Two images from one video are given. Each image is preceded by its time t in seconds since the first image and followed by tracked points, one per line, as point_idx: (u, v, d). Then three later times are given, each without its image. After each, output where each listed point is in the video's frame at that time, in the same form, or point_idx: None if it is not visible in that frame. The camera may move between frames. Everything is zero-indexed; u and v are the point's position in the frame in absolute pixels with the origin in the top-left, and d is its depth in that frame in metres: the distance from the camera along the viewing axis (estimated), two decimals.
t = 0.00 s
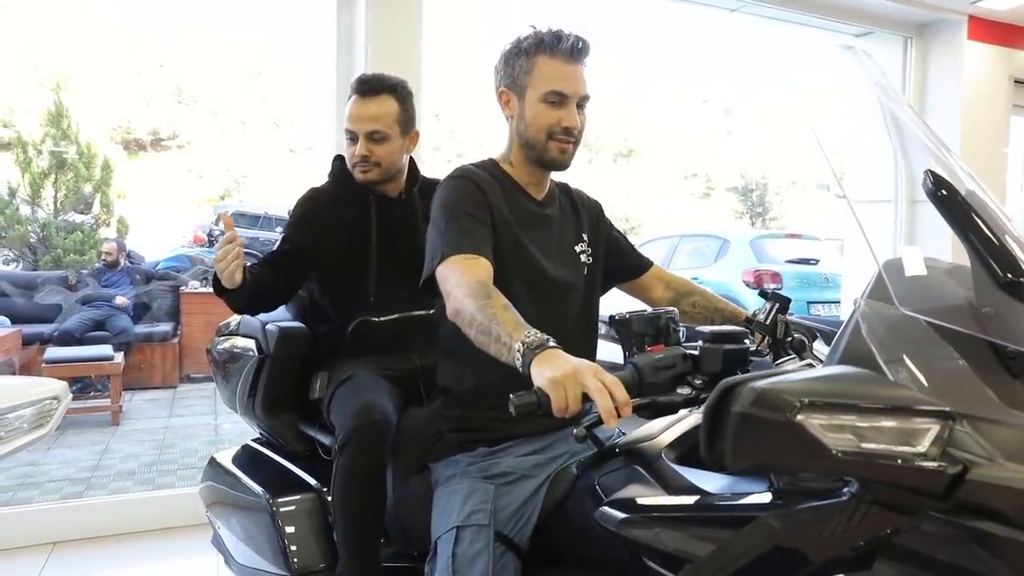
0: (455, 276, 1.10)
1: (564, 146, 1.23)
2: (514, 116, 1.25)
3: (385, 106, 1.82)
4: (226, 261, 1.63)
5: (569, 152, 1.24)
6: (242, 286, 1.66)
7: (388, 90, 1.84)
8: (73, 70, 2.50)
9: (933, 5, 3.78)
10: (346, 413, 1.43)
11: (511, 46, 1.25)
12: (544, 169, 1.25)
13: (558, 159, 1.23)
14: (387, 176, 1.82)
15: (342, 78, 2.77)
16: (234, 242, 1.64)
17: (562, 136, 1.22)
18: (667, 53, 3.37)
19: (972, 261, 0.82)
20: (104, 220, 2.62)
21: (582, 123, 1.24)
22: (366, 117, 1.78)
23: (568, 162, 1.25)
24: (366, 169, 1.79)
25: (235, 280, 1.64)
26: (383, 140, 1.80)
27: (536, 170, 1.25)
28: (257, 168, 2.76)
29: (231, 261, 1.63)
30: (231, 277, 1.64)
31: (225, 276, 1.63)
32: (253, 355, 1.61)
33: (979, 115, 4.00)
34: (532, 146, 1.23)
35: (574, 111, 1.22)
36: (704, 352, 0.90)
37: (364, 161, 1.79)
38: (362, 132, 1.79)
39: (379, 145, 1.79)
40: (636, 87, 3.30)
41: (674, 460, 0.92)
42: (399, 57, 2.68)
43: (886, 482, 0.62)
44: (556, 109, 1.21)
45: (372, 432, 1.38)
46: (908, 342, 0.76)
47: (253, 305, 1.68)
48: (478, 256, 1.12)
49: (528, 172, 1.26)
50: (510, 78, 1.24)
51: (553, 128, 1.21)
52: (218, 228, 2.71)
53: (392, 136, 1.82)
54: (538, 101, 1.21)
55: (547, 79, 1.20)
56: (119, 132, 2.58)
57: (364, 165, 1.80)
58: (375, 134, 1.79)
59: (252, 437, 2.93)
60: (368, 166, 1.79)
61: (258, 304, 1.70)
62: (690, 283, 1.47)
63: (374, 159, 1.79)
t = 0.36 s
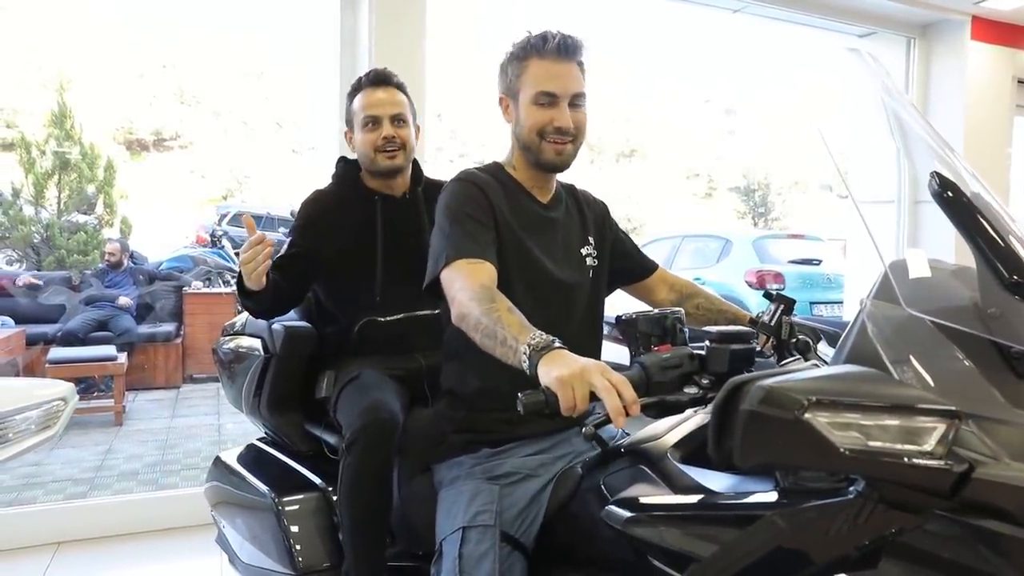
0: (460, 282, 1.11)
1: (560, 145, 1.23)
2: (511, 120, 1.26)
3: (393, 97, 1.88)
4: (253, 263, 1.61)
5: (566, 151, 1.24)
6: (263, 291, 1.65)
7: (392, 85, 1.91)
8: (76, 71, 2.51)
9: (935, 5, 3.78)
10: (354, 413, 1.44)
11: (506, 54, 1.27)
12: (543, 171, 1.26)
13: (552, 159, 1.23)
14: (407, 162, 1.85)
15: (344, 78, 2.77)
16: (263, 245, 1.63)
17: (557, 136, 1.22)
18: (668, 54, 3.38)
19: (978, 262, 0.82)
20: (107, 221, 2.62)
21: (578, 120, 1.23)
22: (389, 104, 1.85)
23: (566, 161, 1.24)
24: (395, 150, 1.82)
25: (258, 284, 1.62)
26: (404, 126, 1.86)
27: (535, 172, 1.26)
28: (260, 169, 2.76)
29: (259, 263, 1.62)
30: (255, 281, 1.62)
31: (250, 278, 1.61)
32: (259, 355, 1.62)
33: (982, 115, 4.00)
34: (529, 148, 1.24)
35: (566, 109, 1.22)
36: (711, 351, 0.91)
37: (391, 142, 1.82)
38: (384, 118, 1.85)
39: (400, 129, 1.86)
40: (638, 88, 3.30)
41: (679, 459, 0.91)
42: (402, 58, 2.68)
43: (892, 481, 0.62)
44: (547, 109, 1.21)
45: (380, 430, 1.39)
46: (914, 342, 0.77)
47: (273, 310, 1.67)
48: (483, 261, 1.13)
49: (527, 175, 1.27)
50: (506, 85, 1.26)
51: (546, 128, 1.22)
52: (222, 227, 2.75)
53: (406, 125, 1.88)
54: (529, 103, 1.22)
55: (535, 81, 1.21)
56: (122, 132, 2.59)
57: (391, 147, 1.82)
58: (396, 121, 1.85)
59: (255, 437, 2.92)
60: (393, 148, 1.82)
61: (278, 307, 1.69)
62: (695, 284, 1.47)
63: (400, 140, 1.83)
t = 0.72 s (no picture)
0: (460, 285, 1.11)
1: (525, 150, 1.23)
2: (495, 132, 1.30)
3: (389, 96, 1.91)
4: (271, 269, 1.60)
5: (532, 155, 1.23)
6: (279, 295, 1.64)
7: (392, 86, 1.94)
8: (76, 71, 2.51)
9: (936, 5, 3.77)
10: (352, 416, 1.44)
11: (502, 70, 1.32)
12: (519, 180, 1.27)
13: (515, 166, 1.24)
14: (405, 158, 1.87)
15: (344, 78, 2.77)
16: (278, 248, 1.62)
17: (519, 142, 1.23)
18: (668, 54, 3.38)
19: (972, 267, 0.82)
20: (107, 221, 2.63)
21: (541, 124, 1.23)
22: (384, 101, 1.88)
23: (534, 165, 1.23)
24: (390, 143, 1.84)
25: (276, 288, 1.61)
26: (402, 121, 1.89)
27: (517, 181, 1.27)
28: (260, 169, 2.77)
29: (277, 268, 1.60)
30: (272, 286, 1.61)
31: (267, 283, 1.60)
32: (257, 357, 1.62)
33: (982, 114, 4.00)
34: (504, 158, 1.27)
35: (525, 115, 1.23)
36: (707, 354, 0.91)
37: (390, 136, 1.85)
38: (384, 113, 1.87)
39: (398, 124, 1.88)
40: (638, 88, 3.30)
41: (676, 462, 0.92)
42: (401, 58, 2.68)
43: (885, 486, 0.63)
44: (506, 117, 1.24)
45: (379, 432, 1.40)
46: (907, 347, 0.77)
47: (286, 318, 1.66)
48: (483, 265, 1.13)
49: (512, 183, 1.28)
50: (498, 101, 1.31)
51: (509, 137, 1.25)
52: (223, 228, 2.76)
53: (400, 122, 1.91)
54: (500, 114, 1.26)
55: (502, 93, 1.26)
56: (122, 133, 2.59)
57: (388, 141, 1.84)
58: (394, 116, 1.88)
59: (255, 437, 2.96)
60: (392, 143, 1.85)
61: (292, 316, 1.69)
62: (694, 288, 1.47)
63: (399, 135, 1.85)
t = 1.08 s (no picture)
0: (461, 282, 1.11)
1: (547, 145, 1.22)
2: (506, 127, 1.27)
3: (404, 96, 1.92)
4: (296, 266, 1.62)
5: (553, 151, 1.22)
6: (300, 296, 1.64)
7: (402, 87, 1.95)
8: (79, 71, 2.51)
9: (937, 6, 3.77)
10: (354, 416, 1.44)
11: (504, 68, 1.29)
12: (536, 176, 1.24)
13: (539, 160, 1.22)
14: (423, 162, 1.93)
15: (346, 79, 2.77)
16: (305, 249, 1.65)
17: (541, 136, 1.21)
18: (670, 54, 3.38)
19: (972, 267, 0.82)
20: (110, 221, 2.63)
21: (564, 119, 1.22)
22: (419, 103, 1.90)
23: (554, 161, 1.22)
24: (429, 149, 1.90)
25: (301, 287, 1.62)
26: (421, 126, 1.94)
27: (532, 178, 1.25)
28: (262, 169, 2.77)
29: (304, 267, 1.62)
30: (296, 285, 1.62)
31: (291, 281, 1.61)
32: (258, 359, 1.63)
33: (984, 115, 3.99)
34: (519, 154, 1.24)
35: (549, 109, 1.21)
36: (707, 355, 0.91)
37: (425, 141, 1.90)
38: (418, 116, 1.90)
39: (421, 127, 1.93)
40: (639, 88, 3.30)
41: (677, 464, 0.92)
42: (402, 59, 2.68)
43: (885, 488, 0.63)
44: (529, 110, 1.21)
45: (380, 432, 1.40)
46: (909, 348, 0.77)
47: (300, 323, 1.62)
48: (485, 262, 1.14)
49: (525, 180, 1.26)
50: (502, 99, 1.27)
51: (531, 130, 1.22)
52: (224, 228, 2.75)
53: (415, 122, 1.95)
54: (517, 109, 1.23)
55: (520, 87, 1.23)
56: (125, 133, 2.60)
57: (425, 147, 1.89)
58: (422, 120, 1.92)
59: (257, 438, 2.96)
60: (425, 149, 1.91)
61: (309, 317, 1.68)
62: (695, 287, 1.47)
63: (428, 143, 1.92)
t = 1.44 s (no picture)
0: (466, 281, 1.11)
1: (555, 145, 1.22)
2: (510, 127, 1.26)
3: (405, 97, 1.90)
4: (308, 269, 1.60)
5: (563, 150, 1.22)
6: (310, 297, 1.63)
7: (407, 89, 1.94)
8: (82, 72, 2.52)
9: (940, 5, 3.77)
10: (359, 416, 1.44)
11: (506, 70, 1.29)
12: (544, 176, 1.24)
13: (548, 160, 1.21)
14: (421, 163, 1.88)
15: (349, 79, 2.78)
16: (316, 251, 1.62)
17: (551, 136, 1.21)
18: (672, 54, 3.37)
19: (976, 267, 0.82)
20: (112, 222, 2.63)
21: (572, 119, 1.22)
22: (407, 104, 1.88)
23: (562, 161, 1.22)
24: (416, 149, 1.85)
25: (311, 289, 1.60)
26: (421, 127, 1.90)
27: (537, 178, 1.25)
28: (263, 169, 2.77)
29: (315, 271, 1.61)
30: (306, 287, 1.60)
31: (302, 283, 1.59)
32: (262, 358, 1.63)
33: (987, 114, 3.98)
34: (526, 154, 1.23)
35: (557, 109, 1.21)
36: (710, 356, 0.90)
37: (411, 141, 1.85)
38: (406, 116, 1.87)
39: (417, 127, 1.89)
40: (641, 88, 3.30)
41: (679, 465, 0.92)
42: (404, 59, 2.68)
43: (891, 492, 0.62)
44: (537, 109, 1.21)
45: (385, 432, 1.39)
46: (914, 349, 0.78)
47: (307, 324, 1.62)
48: (488, 262, 1.13)
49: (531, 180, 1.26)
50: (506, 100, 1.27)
51: (539, 130, 1.21)
52: (225, 228, 2.75)
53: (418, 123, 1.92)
54: (523, 109, 1.22)
55: (526, 87, 1.22)
56: (127, 133, 2.60)
57: (409, 145, 1.85)
58: (415, 122, 1.88)
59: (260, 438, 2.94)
60: (413, 147, 1.85)
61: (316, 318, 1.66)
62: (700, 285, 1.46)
63: (420, 142, 1.87)
